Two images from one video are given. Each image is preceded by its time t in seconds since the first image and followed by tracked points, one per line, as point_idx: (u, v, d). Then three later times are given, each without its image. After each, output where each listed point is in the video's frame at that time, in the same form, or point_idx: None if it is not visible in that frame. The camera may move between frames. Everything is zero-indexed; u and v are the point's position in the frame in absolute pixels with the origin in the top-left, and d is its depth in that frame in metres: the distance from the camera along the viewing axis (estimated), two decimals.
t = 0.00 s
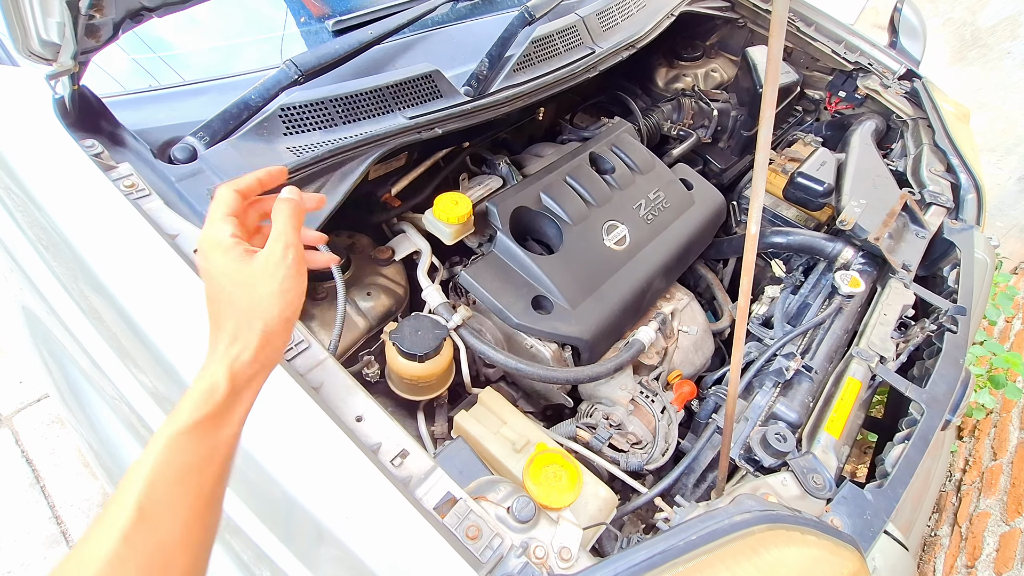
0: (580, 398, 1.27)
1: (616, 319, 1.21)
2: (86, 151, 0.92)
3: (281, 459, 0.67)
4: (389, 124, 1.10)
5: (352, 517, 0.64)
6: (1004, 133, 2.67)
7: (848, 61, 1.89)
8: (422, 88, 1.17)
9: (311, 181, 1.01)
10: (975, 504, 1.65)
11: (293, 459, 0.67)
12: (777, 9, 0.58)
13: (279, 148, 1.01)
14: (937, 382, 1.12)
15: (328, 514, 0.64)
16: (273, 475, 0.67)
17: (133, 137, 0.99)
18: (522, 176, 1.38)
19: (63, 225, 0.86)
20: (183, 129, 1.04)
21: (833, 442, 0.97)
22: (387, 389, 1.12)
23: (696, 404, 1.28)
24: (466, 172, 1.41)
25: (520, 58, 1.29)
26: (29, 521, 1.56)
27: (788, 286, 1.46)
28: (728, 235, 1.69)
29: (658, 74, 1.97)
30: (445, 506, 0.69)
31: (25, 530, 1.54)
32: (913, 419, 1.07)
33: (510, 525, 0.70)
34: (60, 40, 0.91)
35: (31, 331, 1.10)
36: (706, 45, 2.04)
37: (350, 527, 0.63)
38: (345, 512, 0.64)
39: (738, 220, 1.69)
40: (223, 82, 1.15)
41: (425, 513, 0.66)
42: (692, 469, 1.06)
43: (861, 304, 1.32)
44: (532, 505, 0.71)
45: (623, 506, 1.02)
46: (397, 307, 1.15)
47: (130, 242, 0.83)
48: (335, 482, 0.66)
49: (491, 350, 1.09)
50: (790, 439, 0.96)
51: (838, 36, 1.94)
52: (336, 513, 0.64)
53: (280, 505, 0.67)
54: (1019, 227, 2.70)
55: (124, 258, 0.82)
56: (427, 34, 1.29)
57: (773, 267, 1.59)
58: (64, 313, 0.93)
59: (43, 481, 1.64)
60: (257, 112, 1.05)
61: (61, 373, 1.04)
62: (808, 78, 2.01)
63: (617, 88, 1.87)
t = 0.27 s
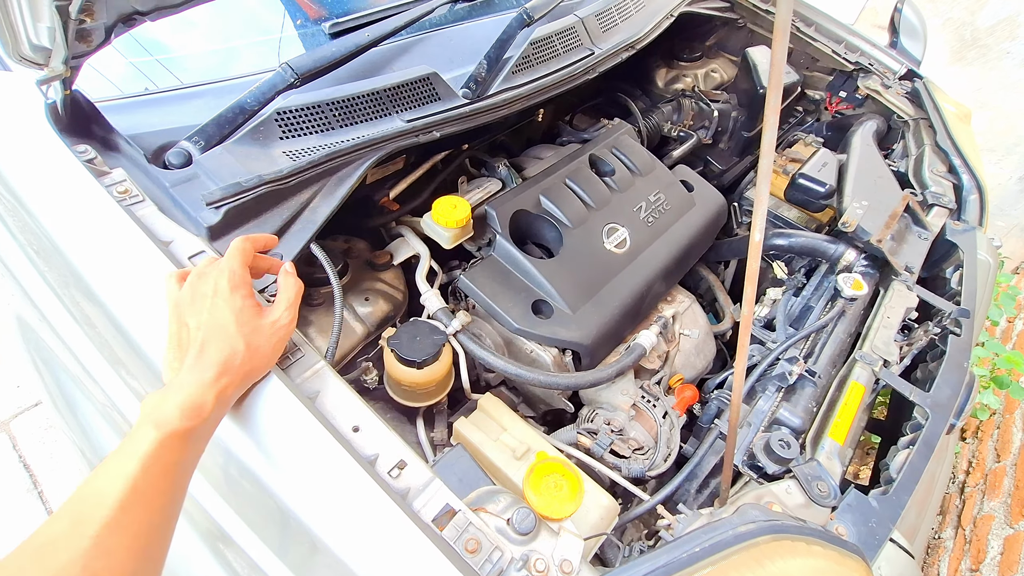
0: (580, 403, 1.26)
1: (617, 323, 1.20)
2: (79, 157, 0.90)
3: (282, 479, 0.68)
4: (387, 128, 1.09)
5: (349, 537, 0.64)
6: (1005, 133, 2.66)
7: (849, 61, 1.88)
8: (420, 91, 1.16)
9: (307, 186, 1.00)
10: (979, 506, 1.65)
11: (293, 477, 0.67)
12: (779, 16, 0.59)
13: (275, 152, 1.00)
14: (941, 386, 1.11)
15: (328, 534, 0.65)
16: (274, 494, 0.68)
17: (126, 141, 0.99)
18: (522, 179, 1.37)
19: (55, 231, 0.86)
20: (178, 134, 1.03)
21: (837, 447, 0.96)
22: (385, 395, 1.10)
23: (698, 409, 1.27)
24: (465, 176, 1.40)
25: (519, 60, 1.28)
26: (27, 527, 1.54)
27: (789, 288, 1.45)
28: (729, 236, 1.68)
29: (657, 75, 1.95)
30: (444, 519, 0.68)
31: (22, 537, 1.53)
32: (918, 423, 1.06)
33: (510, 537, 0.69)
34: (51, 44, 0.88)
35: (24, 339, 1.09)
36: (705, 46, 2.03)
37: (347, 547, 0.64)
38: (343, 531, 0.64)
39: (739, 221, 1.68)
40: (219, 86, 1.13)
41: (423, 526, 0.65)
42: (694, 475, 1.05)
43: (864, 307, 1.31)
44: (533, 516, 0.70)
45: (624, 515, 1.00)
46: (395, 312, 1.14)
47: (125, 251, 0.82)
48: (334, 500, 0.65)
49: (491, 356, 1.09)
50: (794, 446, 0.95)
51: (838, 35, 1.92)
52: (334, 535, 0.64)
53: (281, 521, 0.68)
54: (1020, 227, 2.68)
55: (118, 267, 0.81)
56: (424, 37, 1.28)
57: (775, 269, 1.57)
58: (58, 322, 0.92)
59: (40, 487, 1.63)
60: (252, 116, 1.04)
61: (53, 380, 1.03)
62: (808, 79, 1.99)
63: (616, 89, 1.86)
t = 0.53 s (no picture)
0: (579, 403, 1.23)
1: (617, 321, 1.17)
2: (56, 154, 0.88)
3: (264, 490, 0.65)
4: (377, 122, 1.06)
5: (331, 550, 0.61)
6: (1012, 124, 2.61)
7: (853, 51, 1.85)
8: (411, 84, 1.12)
9: (294, 182, 0.96)
10: (989, 505, 1.61)
11: (274, 488, 0.64)
12: None
13: (260, 148, 0.97)
14: (953, 385, 1.07)
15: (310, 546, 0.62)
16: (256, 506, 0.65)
17: (106, 138, 0.95)
18: (518, 174, 1.34)
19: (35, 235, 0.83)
20: (160, 130, 1.00)
21: (845, 450, 0.93)
22: (378, 397, 1.07)
23: (701, 409, 1.24)
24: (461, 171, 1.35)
25: (514, 52, 1.25)
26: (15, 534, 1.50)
27: (794, 284, 1.41)
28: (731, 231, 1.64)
29: (658, 67, 1.91)
30: (432, 529, 0.64)
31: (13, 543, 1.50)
32: (928, 423, 1.02)
33: (502, 548, 0.66)
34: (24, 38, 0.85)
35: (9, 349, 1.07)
36: (706, 37, 1.99)
37: (330, 560, 0.61)
38: (327, 546, 0.61)
39: (742, 216, 1.64)
40: (204, 80, 1.10)
41: (409, 539, 0.61)
42: (697, 478, 1.02)
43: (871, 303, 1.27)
44: (526, 526, 0.67)
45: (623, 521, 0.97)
46: (387, 312, 1.10)
47: (102, 252, 0.79)
48: (316, 512, 0.63)
49: (487, 357, 1.05)
50: (800, 448, 0.90)
51: (841, 25, 1.88)
52: (317, 547, 0.62)
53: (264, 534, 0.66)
54: None
55: (94, 269, 0.79)
56: (417, 29, 1.24)
57: (779, 264, 1.53)
58: (38, 326, 0.89)
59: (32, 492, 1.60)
60: (238, 111, 1.00)
61: (40, 393, 1.02)
62: (812, 70, 1.97)
63: (615, 82, 1.82)
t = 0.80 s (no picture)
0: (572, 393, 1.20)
1: (611, 308, 1.14)
2: (23, 143, 0.85)
3: (232, 484, 0.62)
4: (358, 106, 1.02)
5: (300, 547, 0.59)
6: (1016, 103, 2.56)
7: (852, 30, 1.80)
8: (394, 67, 1.08)
9: (271, 168, 0.93)
10: (996, 492, 1.59)
11: (241, 482, 0.62)
12: None
13: (236, 134, 0.93)
14: (957, 368, 1.03)
15: (278, 541, 0.59)
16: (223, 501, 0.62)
17: (76, 126, 0.92)
18: (507, 159, 1.30)
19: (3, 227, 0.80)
20: (132, 118, 0.96)
21: (843, 436, 0.90)
22: (364, 389, 1.04)
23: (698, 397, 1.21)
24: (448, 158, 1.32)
25: (501, 34, 1.21)
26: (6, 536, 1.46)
27: (793, 268, 1.37)
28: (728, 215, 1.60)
29: (653, 50, 1.87)
30: (408, 523, 0.62)
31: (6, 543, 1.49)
32: (932, 408, 0.99)
33: (481, 541, 0.63)
34: None
35: None
36: (702, 20, 1.95)
37: (298, 558, 0.59)
38: (295, 541, 0.59)
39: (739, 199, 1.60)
40: (177, 66, 1.08)
41: (381, 534, 0.59)
42: (693, 466, 0.99)
43: (872, 286, 1.23)
44: (506, 518, 0.64)
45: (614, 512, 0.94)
46: (371, 302, 1.08)
47: (68, 241, 0.76)
48: (284, 507, 0.60)
49: (474, 346, 1.02)
50: (796, 435, 0.87)
51: (840, 4, 1.84)
52: (301, 553, 0.58)
53: (232, 532, 0.63)
54: None
55: (60, 260, 0.76)
56: (401, 12, 1.23)
57: (777, 249, 1.49)
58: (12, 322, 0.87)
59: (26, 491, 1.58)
60: (213, 97, 0.97)
61: (20, 396, 1.00)
62: (810, 50, 1.91)
63: (609, 65, 1.78)
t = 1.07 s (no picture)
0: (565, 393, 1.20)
1: (601, 307, 1.13)
2: (3, 158, 0.85)
3: (213, 496, 0.61)
4: (340, 111, 1.01)
5: (290, 565, 0.57)
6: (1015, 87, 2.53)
7: (845, 18, 1.75)
8: (376, 70, 1.07)
9: (253, 176, 0.93)
10: (998, 482, 1.56)
11: (223, 494, 0.61)
12: None
13: (218, 143, 0.93)
14: (950, 360, 1.02)
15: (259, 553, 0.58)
16: (204, 515, 0.62)
17: (58, 140, 0.92)
18: (495, 159, 1.30)
19: None
20: (113, 129, 0.96)
21: (835, 432, 0.89)
22: (354, 395, 1.04)
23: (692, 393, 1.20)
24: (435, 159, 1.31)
25: (484, 32, 1.20)
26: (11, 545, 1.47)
27: (786, 262, 1.36)
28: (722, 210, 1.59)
29: (644, 43, 1.85)
30: (391, 531, 0.62)
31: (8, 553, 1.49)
32: (925, 401, 0.98)
33: (464, 548, 0.63)
34: None
35: None
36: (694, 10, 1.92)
37: None
38: (276, 552, 0.57)
39: (732, 192, 1.59)
40: (160, 75, 1.07)
41: (361, 542, 0.58)
42: (687, 463, 0.99)
43: (866, 278, 1.22)
44: (490, 525, 0.64)
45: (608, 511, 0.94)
46: (360, 306, 1.08)
47: (47, 256, 0.76)
48: (264, 518, 0.59)
49: (462, 349, 1.02)
50: (786, 432, 0.87)
51: None
52: (282, 563, 0.57)
53: (214, 546, 0.62)
54: None
55: (38, 275, 0.76)
56: (384, 12, 1.21)
57: (772, 243, 1.50)
58: None
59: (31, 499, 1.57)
60: (194, 106, 0.96)
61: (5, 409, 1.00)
62: (803, 40, 1.93)
63: (600, 60, 1.77)
